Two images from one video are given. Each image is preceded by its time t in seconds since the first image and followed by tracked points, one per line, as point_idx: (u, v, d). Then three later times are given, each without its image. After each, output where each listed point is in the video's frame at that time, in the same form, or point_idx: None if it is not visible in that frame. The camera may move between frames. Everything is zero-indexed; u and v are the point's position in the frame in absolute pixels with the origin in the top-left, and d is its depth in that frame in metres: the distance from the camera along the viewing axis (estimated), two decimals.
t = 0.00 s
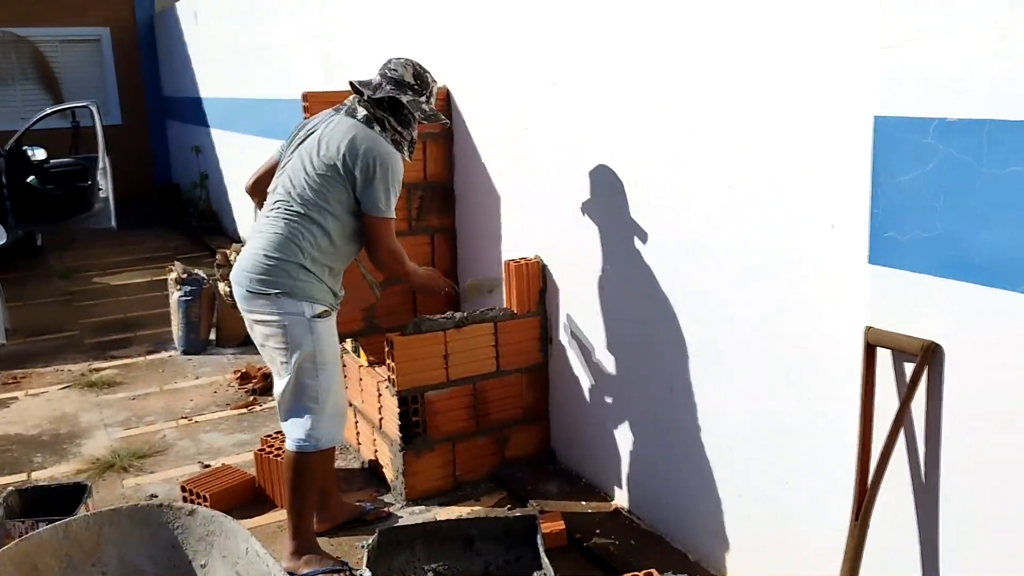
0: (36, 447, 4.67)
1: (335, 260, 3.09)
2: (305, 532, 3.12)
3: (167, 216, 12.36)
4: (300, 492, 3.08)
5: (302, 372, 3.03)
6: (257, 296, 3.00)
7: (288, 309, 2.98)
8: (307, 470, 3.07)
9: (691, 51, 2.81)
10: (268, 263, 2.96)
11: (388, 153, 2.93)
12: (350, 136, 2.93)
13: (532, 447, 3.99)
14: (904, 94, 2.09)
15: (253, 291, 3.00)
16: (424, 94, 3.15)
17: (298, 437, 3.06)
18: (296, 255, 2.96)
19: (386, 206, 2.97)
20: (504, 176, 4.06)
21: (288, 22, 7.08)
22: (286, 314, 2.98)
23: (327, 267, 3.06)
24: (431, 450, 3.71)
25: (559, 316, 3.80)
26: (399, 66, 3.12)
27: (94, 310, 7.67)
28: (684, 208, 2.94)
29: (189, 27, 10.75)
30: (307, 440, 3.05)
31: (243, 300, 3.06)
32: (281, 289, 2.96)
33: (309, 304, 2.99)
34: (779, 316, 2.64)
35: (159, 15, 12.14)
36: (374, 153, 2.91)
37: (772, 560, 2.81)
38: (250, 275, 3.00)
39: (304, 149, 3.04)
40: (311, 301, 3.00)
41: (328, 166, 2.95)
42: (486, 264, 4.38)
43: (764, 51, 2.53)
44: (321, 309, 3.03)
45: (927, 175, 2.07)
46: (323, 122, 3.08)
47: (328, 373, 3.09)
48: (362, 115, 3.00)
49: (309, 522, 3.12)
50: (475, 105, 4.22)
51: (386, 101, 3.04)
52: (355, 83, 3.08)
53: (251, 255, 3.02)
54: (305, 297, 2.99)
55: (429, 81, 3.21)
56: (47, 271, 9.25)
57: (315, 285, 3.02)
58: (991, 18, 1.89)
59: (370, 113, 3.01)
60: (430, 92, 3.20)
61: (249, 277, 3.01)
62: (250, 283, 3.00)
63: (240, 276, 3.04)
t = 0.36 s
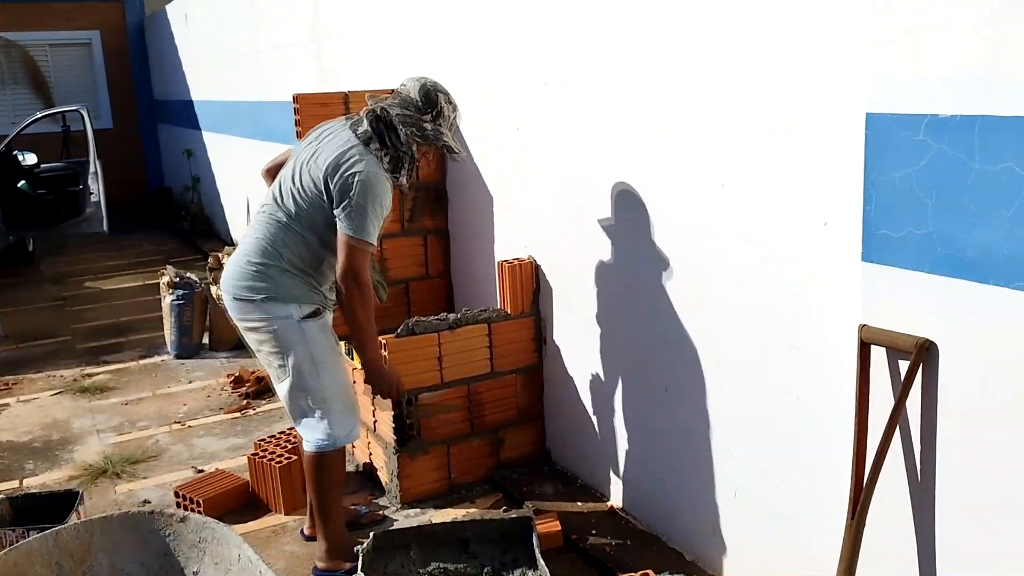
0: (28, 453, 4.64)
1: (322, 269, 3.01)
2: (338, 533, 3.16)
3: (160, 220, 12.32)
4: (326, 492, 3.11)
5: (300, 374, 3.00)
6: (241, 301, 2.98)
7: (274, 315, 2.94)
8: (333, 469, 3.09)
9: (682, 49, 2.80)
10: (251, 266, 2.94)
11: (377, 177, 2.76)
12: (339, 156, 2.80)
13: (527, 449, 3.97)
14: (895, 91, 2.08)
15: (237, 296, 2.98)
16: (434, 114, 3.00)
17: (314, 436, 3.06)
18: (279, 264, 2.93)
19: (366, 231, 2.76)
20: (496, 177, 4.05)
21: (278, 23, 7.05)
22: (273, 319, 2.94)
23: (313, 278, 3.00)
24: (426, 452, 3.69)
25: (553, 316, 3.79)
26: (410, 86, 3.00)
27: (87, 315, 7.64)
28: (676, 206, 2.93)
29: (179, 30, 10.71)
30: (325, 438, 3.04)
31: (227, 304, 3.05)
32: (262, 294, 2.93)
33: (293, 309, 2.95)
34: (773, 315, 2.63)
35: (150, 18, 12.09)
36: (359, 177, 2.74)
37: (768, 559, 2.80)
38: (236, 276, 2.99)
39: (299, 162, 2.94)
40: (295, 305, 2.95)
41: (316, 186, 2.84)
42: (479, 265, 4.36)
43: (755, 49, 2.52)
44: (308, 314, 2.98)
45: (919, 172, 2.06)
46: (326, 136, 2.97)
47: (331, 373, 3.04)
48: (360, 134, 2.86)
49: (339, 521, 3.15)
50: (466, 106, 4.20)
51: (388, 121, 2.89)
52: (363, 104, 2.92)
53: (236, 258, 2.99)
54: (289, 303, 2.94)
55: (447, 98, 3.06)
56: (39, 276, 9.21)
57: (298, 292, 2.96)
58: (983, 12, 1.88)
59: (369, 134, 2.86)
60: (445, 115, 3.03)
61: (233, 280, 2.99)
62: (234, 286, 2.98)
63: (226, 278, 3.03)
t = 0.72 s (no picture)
0: (24, 457, 4.62)
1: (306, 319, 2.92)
2: (338, 537, 3.15)
3: (157, 222, 12.30)
4: (324, 498, 3.08)
5: (277, 393, 2.97)
6: (212, 319, 2.90)
7: (246, 342, 2.88)
8: (331, 475, 3.06)
9: (677, 49, 2.79)
10: (228, 290, 2.84)
11: (393, 317, 2.69)
12: (368, 267, 2.68)
13: (525, 450, 3.96)
14: (890, 89, 2.07)
15: (210, 313, 2.90)
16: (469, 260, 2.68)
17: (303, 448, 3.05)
18: (259, 302, 2.85)
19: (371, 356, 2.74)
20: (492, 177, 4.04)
21: (274, 24, 7.05)
22: (244, 345, 2.88)
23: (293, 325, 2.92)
24: (423, 453, 3.68)
25: (549, 316, 3.78)
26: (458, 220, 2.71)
27: (84, 317, 7.62)
28: (672, 206, 2.92)
29: (175, 32, 10.70)
30: (311, 452, 3.03)
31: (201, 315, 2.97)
32: (234, 321, 2.85)
33: (265, 335, 2.87)
34: (769, 315, 2.62)
35: (145, 19, 12.07)
36: (378, 306, 2.67)
37: (765, 559, 2.79)
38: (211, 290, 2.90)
39: (327, 226, 2.81)
40: (268, 332, 2.88)
41: (332, 269, 2.75)
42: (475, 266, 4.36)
43: (750, 48, 2.51)
44: (280, 342, 2.90)
45: (914, 169, 2.05)
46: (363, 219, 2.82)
47: (305, 390, 2.98)
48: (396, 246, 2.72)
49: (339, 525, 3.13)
50: (462, 106, 4.19)
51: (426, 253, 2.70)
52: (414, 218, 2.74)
53: (217, 274, 2.88)
54: (259, 331, 2.86)
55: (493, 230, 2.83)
56: (35, 279, 9.19)
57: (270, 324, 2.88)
58: (979, 10, 1.87)
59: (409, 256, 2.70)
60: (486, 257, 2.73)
61: (207, 293, 2.90)
62: (207, 299, 2.90)
63: (201, 286, 2.93)
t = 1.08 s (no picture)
0: (25, 457, 4.64)
1: (316, 282, 2.97)
2: (337, 536, 3.16)
3: (156, 223, 12.31)
4: (325, 495, 3.11)
5: (294, 385, 2.99)
6: (228, 311, 2.92)
7: (265, 326, 2.90)
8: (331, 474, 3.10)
9: (674, 48, 2.80)
10: (241, 277, 2.88)
11: (384, 213, 2.73)
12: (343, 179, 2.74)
13: (524, 449, 3.97)
14: (886, 88, 2.09)
15: (225, 307, 2.92)
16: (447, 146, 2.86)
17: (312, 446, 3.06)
18: (269, 278, 2.88)
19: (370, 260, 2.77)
20: (491, 177, 4.05)
21: (272, 24, 7.05)
22: (263, 330, 2.91)
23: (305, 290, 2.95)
24: (422, 453, 3.69)
25: (548, 316, 3.79)
26: (422, 113, 2.82)
27: (83, 318, 7.63)
28: (670, 205, 2.94)
29: (173, 32, 10.70)
30: (318, 449, 3.05)
31: (214, 312, 2.98)
32: (252, 305, 2.88)
33: (285, 318, 2.91)
34: (766, 313, 2.63)
35: (143, 20, 12.08)
36: (365, 208, 2.70)
37: (764, 557, 2.80)
38: (222, 285, 2.92)
39: (298, 174, 2.88)
40: (287, 318, 2.92)
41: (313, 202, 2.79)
42: (473, 266, 4.37)
43: (746, 48, 2.53)
44: (299, 322, 2.95)
45: (910, 168, 2.06)
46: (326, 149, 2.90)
47: (322, 382, 3.03)
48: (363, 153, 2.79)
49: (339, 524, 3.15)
50: (460, 105, 4.20)
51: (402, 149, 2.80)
52: (375, 124, 2.82)
53: (223, 268, 2.92)
54: (279, 313, 2.90)
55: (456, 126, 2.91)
56: (35, 280, 9.19)
57: (289, 302, 2.92)
58: (974, 8, 1.88)
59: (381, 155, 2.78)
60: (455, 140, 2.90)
61: (218, 290, 2.93)
62: (219, 296, 2.93)
63: (211, 286, 2.96)
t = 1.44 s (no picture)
0: (28, 457, 4.65)
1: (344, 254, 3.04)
2: (375, 520, 3.24)
3: (157, 224, 12.32)
4: (362, 481, 3.15)
5: (341, 367, 3.01)
6: (270, 304, 3.00)
7: (309, 309, 2.95)
8: (372, 460, 3.13)
9: (674, 48, 2.81)
10: (276, 269, 2.96)
11: (372, 149, 2.82)
12: (328, 136, 2.87)
13: (525, 449, 3.97)
14: (886, 87, 2.09)
15: (267, 302, 3.01)
16: (414, 80, 2.97)
17: (367, 426, 3.08)
18: (301, 259, 2.95)
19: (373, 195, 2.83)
20: (492, 176, 4.05)
21: (273, 25, 7.07)
22: (308, 314, 2.95)
23: (334, 262, 3.02)
24: (424, 452, 3.70)
25: (549, 316, 3.80)
26: (385, 53, 2.94)
27: (85, 319, 7.65)
28: (670, 204, 2.94)
29: (174, 33, 10.72)
30: (368, 427, 3.07)
31: (259, 311, 3.07)
32: (295, 292, 2.94)
33: (328, 299, 2.97)
34: (767, 312, 2.64)
35: (144, 21, 12.10)
36: (354, 150, 2.80)
37: (765, 554, 2.81)
38: (262, 283, 3.01)
39: (292, 155, 3.02)
40: (329, 297, 2.97)
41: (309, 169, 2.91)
42: (475, 265, 4.38)
43: (746, 48, 2.54)
44: (341, 302, 3.00)
45: (910, 167, 2.07)
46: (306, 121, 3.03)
47: (369, 360, 3.06)
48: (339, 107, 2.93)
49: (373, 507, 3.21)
50: (461, 105, 4.21)
51: (374, 89, 2.94)
52: (341, 73, 2.96)
53: (258, 269, 3.04)
54: (321, 293, 2.96)
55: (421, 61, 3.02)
56: (37, 281, 9.20)
57: (327, 280, 2.99)
58: (973, 7, 1.89)
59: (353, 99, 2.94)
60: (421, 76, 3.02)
61: (258, 290, 3.03)
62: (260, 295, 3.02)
63: (252, 289, 3.06)
